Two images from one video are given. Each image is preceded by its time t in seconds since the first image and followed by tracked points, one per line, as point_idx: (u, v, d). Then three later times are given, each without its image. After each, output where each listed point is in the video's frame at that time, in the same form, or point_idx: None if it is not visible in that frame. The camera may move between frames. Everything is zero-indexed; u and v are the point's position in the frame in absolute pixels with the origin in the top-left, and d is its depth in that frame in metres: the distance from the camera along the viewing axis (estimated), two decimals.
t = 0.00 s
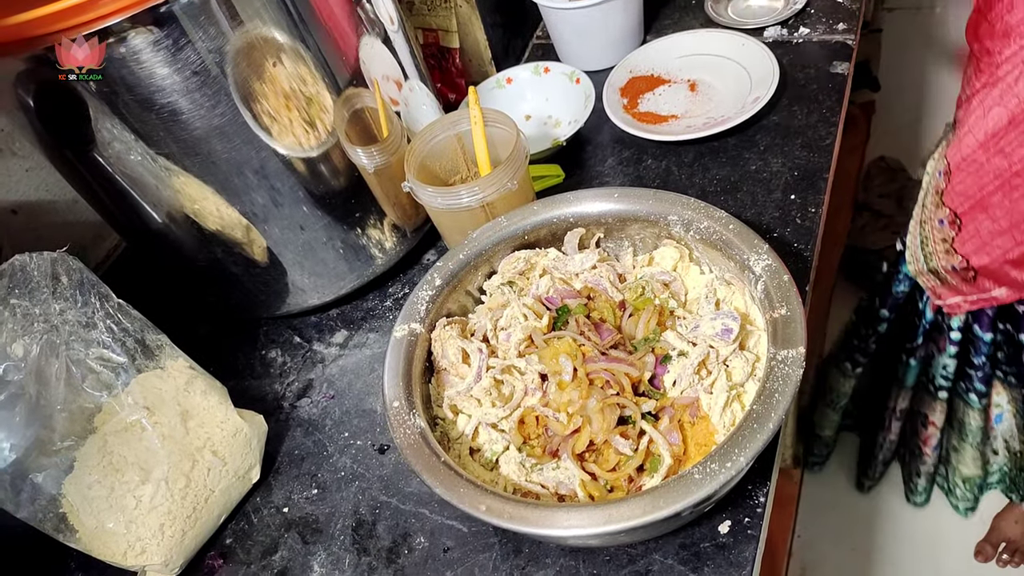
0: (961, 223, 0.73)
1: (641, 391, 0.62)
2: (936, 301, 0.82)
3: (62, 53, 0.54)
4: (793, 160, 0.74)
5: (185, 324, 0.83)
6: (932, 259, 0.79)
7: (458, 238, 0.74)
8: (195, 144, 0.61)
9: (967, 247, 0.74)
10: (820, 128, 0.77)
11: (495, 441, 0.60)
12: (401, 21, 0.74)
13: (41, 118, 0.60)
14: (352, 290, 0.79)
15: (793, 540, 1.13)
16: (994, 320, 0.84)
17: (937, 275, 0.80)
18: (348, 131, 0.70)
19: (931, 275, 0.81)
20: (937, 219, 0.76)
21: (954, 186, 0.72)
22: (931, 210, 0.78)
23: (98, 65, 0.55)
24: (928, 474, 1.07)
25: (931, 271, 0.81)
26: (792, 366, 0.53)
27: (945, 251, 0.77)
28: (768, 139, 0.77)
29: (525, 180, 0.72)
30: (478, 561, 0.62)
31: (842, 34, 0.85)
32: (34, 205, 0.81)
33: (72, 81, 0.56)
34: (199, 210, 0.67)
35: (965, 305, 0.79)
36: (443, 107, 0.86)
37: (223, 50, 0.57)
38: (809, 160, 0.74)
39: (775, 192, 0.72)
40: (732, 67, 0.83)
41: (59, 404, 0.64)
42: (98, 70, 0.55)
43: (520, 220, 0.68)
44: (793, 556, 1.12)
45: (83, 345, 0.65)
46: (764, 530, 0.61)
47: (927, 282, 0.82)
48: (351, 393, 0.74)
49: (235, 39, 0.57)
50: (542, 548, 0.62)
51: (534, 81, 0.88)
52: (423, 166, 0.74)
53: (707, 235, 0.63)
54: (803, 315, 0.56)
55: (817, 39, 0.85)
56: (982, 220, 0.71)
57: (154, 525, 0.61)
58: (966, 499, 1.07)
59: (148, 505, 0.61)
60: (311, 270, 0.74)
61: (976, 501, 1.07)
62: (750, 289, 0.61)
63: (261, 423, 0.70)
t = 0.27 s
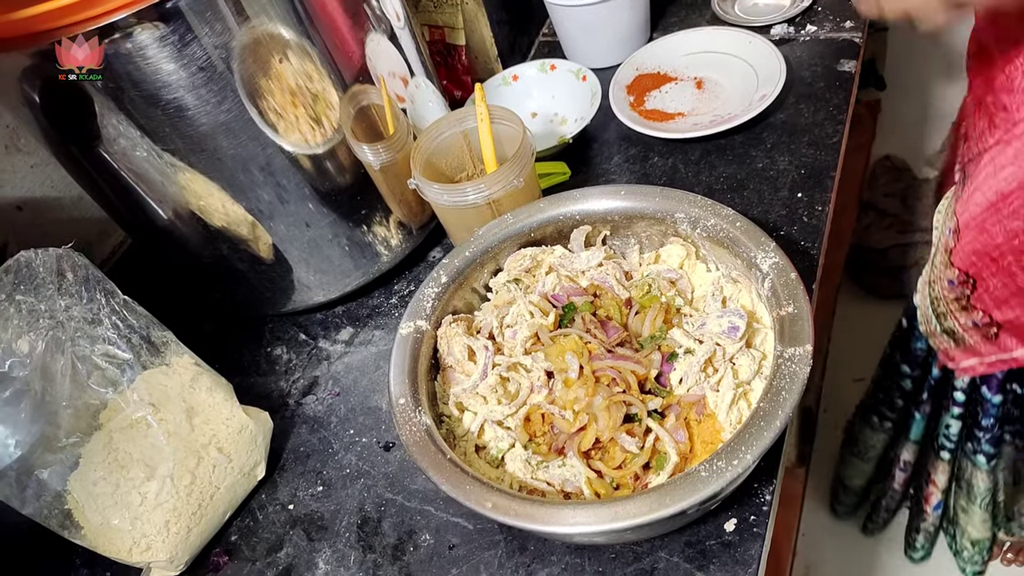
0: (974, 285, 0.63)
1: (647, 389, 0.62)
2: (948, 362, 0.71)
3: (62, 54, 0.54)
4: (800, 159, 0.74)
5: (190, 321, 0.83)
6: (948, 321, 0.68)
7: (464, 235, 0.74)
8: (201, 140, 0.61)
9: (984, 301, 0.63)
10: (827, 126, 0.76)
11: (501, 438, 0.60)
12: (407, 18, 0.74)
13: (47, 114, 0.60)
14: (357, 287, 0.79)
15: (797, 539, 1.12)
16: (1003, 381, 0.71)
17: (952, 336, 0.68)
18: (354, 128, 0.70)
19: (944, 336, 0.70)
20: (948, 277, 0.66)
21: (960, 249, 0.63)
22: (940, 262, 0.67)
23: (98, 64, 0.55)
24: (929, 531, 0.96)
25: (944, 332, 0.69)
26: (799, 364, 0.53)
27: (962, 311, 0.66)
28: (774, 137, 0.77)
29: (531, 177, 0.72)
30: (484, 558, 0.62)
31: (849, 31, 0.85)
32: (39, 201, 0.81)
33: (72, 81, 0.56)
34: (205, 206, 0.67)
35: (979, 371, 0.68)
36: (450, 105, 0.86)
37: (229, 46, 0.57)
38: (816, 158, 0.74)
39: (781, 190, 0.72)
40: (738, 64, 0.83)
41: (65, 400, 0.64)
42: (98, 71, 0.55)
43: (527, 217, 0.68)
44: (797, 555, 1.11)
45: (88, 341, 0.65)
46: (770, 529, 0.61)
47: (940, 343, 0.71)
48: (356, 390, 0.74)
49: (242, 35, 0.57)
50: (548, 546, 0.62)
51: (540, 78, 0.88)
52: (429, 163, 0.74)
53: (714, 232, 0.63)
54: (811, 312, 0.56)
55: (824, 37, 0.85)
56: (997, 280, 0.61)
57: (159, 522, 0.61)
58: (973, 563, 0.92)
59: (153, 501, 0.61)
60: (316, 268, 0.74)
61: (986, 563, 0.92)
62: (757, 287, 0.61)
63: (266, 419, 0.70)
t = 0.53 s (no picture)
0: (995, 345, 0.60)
1: (649, 385, 0.63)
2: (967, 426, 0.60)
3: (62, 54, 0.55)
4: (801, 157, 0.75)
5: (194, 317, 0.83)
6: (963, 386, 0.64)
7: (466, 232, 0.75)
8: (205, 138, 0.61)
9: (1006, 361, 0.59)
10: (829, 124, 0.77)
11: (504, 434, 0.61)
12: (410, 16, 0.75)
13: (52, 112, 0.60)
14: (359, 285, 0.79)
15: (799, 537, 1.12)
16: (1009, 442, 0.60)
17: (971, 400, 0.58)
18: (357, 126, 0.71)
19: (960, 401, 0.59)
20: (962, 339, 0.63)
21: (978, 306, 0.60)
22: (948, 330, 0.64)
23: (97, 64, 0.55)
24: None
25: (961, 397, 0.59)
26: (800, 360, 0.53)
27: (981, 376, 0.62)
28: (776, 135, 0.77)
29: (533, 174, 0.72)
30: (486, 554, 0.62)
31: (850, 29, 0.85)
32: (42, 199, 0.81)
33: (72, 80, 0.57)
34: (208, 204, 0.67)
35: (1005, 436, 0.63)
36: (452, 103, 0.86)
37: (233, 44, 0.57)
38: (817, 156, 0.74)
39: (783, 187, 0.73)
40: (740, 62, 0.83)
41: (69, 397, 0.64)
42: (97, 71, 0.56)
43: (529, 214, 0.68)
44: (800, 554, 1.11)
45: (92, 338, 0.65)
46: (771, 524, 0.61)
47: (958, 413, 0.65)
48: (358, 387, 0.75)
49: (245, 33, 0.57)
50: (550, 541, 0.62)
51: (542, 76, 0.88)
52: (431, 161, 0.75)
53: (715, 229, 0.63)
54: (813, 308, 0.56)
55: (826, 35, 0.85)
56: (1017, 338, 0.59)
57: (162, 518, 0.61)
58: None
59: (155, 497, 0.61)
60: (319, 265, 0.74)
61: None
62: (759, 283, 0.61)
63: (269, 416, 0.70)
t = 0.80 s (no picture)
0: (992, 440, 0.62)
1: (649, 376, 0.63)
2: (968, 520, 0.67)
3: (62, 53, 0.55)
4: (800, 152, 0.75)
5: (197, 311, 0.83)
6: (958, 478, 0.65)
7: (467, 228, 0.75)
8: (208, 134, 0.62)
9: (1007, 450, 0.62)
10: (828, 120, 0.77)
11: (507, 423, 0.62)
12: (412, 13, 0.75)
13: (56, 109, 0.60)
14: (361, 280, 0.80)
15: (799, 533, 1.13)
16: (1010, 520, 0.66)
17: (969, 493, 0.65)
18: (359, 122, 0.71)
19: (954, 495, 0.66)
20: (954, 437, 0.64)
21: (968, 407, 0.62)
22: (931, 428, 0.66)
23: (97, 65, 0.56)
24: None
25: (955, 492, 0.66)
26: (799, 349, 0.55)
27: (976, 469, 0.64)
28: (775, 131, 0.78)
29: (533, 169, 0.73)
30: (487, 545, 0.63)
31: (849, 25, 0.86)
32: (46, 196, 0.82)
33: (72, 81, 0.57)
34: (212, 199, 0.67)
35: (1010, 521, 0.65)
36: (452, 100, 0.87)
37: (236, 40, 0.58)
38: (817, 151, 0.75)
39: (783, 183, 0.73)
40: (740, 59, 0.84)
41: (74, 390, 0.64)
42: (97, 71, 0.56)
43: (529, 209, 0.69)
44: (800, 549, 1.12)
45: (97, 332, 0.66)
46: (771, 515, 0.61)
47: (954, 505, 0.67)
48: (361, 381, 0.75)
49: (247, 30, 0.58)
50: (551, 533, 0.63)
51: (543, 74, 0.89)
52: (433, 156, 0.75)
53: (714, 223, 0.64)
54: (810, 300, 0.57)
55: (825, 31, 0.86)
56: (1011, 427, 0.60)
57: (167, 510, 0.62)
58: None
59: (160, 490, 0.62)
60: (320, 261, 0.75)
61: None
62: (759, 276, 0.62)
63: (272, 410, 0.71)
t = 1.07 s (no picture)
0: (1016, 460, 0.65)
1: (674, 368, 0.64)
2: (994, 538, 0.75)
3: (62, 54, 0.56)
4: (801, 148, 0.76)
5: (201, 303, 0.84)
6: (982, 500, 0.71)
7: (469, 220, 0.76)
8: (214, 125, 0.63)
9: None
10: (829, 116, 0.78)
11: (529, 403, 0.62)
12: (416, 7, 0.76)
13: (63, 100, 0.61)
14: (362, 273, 0.80)
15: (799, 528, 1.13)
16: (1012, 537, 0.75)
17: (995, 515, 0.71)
18: (363, 114, 0.72)
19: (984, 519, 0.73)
20: (977, 460, 0.68)
21: (989, 428, 0.65)
22: (950, 451, 0.70)
23: (97, 63, 0.57)
24: None
25: (984, 515, 0.72)
26: (825, 358, 0.56)
27: (1001, 490, 0.69)
28: (776, 127, 0.79)
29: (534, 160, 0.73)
30: (489, 534, 0.63)
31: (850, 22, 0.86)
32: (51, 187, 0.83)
33: (72, 81, 0.58)
34: (217, 190, 0.68)
35: None
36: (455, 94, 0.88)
37: (242, 32, 0.58)
38: (818, 146, 0.75)
39: (784, 177, 0.74)
40: (742, 54, 0.84)
41: (81, 377, 0.65)
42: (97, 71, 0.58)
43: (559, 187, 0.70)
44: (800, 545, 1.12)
45: (104, 320, 0.66)
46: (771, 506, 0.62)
47: (979, 525, 0.74)
48: (363, 372, 0.76)
49: (251, 20, 0.58)
50: (552, 523, 0.63)
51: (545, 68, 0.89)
52: (436, 149, 0.76)
53: (762, 221, 0.64)
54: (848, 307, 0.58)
55: (826, 28, 0.86)
56: None
57: (172, 497, 0.63)
58: None
59: (165, 477, 0.63)
60: (324, 253, 0.76)
61: None
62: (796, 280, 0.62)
63: (276, 400, 0.71)
